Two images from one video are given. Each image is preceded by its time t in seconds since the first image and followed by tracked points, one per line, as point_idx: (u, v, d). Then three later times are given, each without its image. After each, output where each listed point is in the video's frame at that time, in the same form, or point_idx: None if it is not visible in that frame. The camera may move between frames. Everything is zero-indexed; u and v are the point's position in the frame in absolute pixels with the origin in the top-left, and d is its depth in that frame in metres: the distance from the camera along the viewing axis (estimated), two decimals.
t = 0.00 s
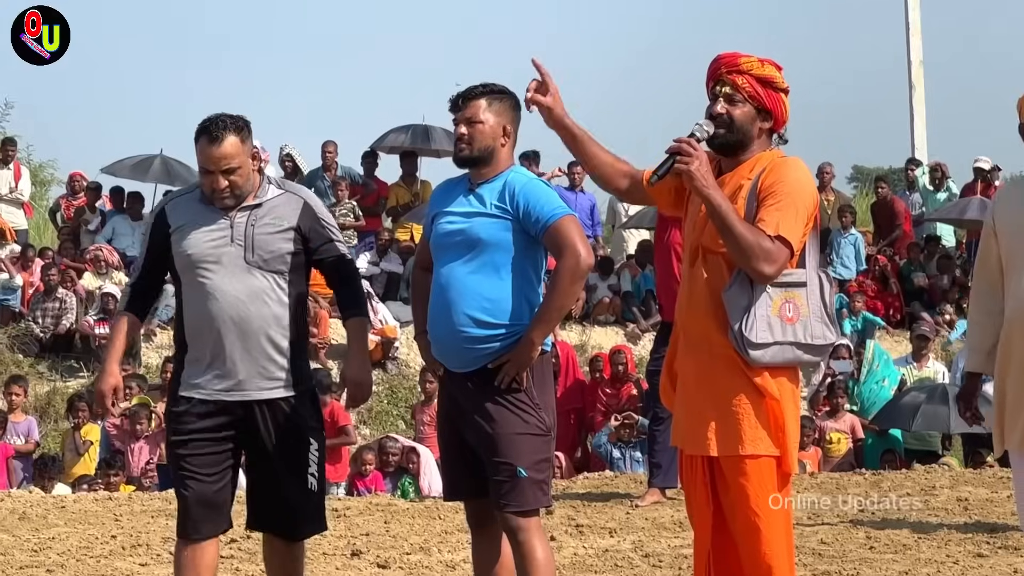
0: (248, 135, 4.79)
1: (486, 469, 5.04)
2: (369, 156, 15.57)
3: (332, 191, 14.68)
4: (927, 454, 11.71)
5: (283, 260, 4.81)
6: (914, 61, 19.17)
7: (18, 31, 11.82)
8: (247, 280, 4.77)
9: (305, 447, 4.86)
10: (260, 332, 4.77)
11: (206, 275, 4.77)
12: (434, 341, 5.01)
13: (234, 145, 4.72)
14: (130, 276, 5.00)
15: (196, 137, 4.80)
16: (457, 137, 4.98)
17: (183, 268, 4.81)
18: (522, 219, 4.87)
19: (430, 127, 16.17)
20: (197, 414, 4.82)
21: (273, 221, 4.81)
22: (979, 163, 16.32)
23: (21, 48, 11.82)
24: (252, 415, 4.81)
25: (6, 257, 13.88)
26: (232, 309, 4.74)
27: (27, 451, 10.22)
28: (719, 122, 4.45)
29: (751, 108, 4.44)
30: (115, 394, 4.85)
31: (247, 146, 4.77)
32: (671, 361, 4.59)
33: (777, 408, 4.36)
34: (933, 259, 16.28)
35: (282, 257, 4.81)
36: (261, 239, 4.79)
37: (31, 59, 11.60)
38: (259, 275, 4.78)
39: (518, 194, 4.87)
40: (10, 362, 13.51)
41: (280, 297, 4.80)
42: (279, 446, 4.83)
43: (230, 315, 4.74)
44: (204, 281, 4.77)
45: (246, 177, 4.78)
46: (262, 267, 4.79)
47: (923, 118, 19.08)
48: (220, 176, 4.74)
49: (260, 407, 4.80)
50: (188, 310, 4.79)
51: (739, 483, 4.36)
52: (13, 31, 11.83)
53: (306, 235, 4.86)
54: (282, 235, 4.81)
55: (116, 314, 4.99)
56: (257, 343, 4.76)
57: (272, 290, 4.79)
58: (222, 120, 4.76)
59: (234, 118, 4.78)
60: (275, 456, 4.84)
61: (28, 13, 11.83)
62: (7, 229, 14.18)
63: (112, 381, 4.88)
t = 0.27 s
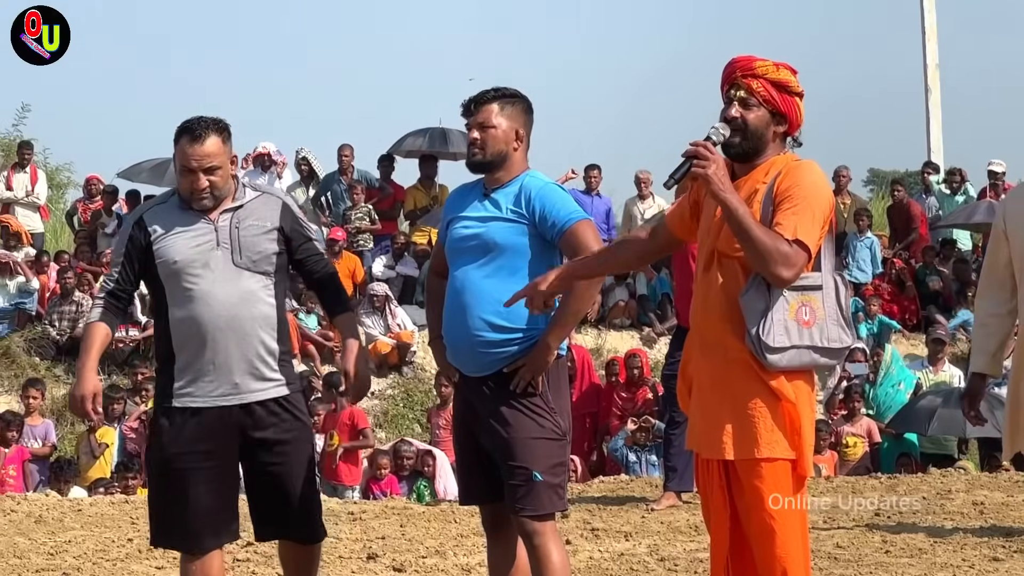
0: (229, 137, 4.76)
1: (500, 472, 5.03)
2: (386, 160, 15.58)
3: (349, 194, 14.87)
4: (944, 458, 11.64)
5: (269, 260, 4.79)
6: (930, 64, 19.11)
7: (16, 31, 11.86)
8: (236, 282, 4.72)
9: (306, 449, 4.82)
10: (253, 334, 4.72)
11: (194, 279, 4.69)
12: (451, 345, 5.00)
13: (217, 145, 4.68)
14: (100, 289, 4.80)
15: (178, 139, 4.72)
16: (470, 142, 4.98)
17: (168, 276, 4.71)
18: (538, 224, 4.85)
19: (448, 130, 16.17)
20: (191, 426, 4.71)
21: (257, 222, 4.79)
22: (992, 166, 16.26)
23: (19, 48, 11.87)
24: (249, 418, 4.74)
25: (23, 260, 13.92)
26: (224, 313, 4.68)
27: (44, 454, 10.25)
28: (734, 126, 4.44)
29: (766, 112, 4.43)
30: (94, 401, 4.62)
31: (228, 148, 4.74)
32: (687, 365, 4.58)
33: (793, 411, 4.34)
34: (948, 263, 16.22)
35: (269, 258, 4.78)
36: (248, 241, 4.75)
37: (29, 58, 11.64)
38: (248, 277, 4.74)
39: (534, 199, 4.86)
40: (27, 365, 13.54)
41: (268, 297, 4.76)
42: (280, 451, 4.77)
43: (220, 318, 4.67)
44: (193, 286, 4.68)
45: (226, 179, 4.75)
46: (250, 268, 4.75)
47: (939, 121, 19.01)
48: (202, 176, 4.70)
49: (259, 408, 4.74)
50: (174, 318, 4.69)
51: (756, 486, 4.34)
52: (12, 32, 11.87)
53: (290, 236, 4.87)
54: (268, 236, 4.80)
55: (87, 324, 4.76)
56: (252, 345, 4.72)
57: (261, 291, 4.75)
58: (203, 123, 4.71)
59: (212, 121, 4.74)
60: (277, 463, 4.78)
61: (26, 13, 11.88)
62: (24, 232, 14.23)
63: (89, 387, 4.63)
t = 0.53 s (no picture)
0: (226, 136, 4.74)
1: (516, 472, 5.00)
2: (405, 160, 15.57)
3: (366, 195, 14.85)
4: (960, 458, 11.65)
5: (269, 259, 4.76)
6: (947, 65, 19.03)
7: (16, 31, 11.89)
8: (237, 282, 4.67)
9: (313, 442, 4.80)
10: (254, 334, 4.67)
11: (195, 280, 4.64)
12: (468, 346, 4.98)
13: (212, 143, 4.66)
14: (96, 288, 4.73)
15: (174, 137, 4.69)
16: (486, 144, 4.95)
17: (168, 277, 4.65)
18: (555, 224, 4.83)
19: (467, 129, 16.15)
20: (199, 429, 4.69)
21: (255, 220, 4.76)
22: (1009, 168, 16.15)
23: (18, 48, 11.91)
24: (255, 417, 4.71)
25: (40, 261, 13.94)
26: (224, 312, 4.63)
27: (61, 455, 10.27)
28: (748, 129, 4.41)
29: (780, 114, 4.40)
30: (108, 379, 4.55)
31: (223, 148, 4.72)
32: (703, 365, 4.54)
33: (810, 411, 4.31)
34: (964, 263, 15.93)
35: (269, 256, 4.75)
36: (247, 240, 4.72)
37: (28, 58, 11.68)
38: (248, 276, 4.70)
39: (551, 199, 4.83)
40: (44, 366, 13.57)
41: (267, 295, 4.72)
42: (287, 446, 4.75)
43: (220, 319, 4.62)
44: (193, 287, 4.63)
45: (218, 179, 4.70)
46: (251, 267, 4.72)
47: (956, 122, 18.93)
48: (192, 172, 4.66)
49: (265, 407, 4.70)
50: (175, 320, 4.64)
51: (774, 486, 4.31)
52: (11, 32, 11.90)
53: (286, 236, 4.85)
54: (265, 235, 4.77)
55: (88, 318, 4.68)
56: (252, 345, 4.67)
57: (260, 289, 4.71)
58: (198, 121, 4.69)
59: (207, 118, 4.71)
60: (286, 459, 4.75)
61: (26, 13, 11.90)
62: (41, 233, 14.27)
63: (103, 364, 4.57)
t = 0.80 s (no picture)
0: (247, 138, 4.73)
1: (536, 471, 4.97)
2: (425, 160, 15.55)
3: (385, 195, 14.84)
4: (981, 457, 11.56)
5: (288, 263, 4.71)
6: (966, 64, 18.92)
7: (16, 31, 11.92)
8: (255, 287, 4.63)
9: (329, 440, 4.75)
10: (270, 339, 4.63)
11: (213, 283, 4.60)
12: (490, 347, 4.96)
13: (231, 140, 4.66)
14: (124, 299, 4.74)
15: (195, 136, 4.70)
16: (504, 146, 4.92)
17: (186, 280, 4.62)
18: (575, 224, 4.79)
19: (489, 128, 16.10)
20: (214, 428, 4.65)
21: (276, 223, 4.71)
22: None
23: (18, 48, 11.95)
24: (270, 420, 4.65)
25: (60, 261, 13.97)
26: (241, 317, 4.59)
27: (81, 454, 10.28)
28: (763, 129, 4.37)
29: (795, 114, 4.35)
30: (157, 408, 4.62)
31: (244, 149, 4.71)
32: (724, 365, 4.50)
33: (830, 410, 4.27)
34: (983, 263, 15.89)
35: (287, 260, 4.70)
36: (266, 243, 4.67)
37: (26, 58, 11.72)
38: (266, 280, 4.65)
39: (570, 199, 4.80)
40: (64, 366, 13.59)
41: (285, 300, 4.68)
42: (302, 444, 4.69)
43: (238, 323, 4.59)
44: (210, 290, 4.60)
45: (234, 179, 4.67)
46: (270, 271, 4.67)
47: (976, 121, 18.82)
48: (208, 170, 4.65)
49: (280, 410, 4.65)
50: (193, 324, 4.61)
51: (795, 486, 4.27)
52: (11, 32, 11.93)
53: (307, 239, 4.80)
54: (283, 237, 4.72)
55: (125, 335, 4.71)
56: (269, 350, 4.62)
57: (278, 295, 4.66)
58: (217, 120, 4.69)
59: (225, 117, 4.71)
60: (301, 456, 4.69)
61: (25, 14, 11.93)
62: (61, 233, 14.30)
63: (152, 392, 4.62)
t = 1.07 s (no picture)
0: (293, 138, 4.68)
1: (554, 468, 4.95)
2: (442, 159, 15.54)
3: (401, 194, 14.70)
4: (997, 455, 11.45)
5: (322, 270, 4.62)
6: (983, 62, 18.83)
7: (16, 31, 11.94)
8: (285, 291, 4.58)
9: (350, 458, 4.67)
10: (295, 345, 4.57)
11: (244, 284, 4.59)
12: (506, 347, 4.93)
13: (277, 140, 4.62)
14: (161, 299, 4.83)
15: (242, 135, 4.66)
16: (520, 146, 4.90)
17: (220, 279, 4.63)
18: (592, 222, 4.77)
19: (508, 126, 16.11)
20: (234, 428, 4.64)
21: (313, 229, 4.63)
22: None
23: (17, 48, 11.97)
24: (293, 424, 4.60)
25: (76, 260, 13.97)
26: (268, 322, 4.55)
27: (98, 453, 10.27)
28: (764, 128, 4.38)
29: (795, 111, 4.31)
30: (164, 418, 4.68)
31: (289, 149, 4.66)
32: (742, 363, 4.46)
33: (845, 407, 4.24)
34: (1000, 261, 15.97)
35: (321, 268, 4.62)
36: (300, 248, 4.61)
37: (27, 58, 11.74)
38: (297, 287, 4.59)
39: (587, 197, 4.78)
40: (80, 364, 13.60)
41: (319, 309, 4.61)
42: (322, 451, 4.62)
43: (263, 326, 4.55)
44: (241, 290, 4.58)
45: (278, 178, 4.62)
46: (301, 277, 4.60)
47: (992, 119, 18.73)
48: (252, 168, 4.60)
49: (302, 420, 4.59)
50: (225, 323, 4.61)
51: (811, 484, 4.23)
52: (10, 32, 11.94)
53: (347, 247, 4.70)
54: (322, 245, 4.64)
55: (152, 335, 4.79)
56: (293, 357, 4.57)
57: (309, 303, 4.60)
58: (263, 120, 4.67)
59: (271, 117, 4.69)
60: (320, 469, 4.63)
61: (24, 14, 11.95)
62: (77, 232, 14.32)
63: (160, 406, 4.68)
